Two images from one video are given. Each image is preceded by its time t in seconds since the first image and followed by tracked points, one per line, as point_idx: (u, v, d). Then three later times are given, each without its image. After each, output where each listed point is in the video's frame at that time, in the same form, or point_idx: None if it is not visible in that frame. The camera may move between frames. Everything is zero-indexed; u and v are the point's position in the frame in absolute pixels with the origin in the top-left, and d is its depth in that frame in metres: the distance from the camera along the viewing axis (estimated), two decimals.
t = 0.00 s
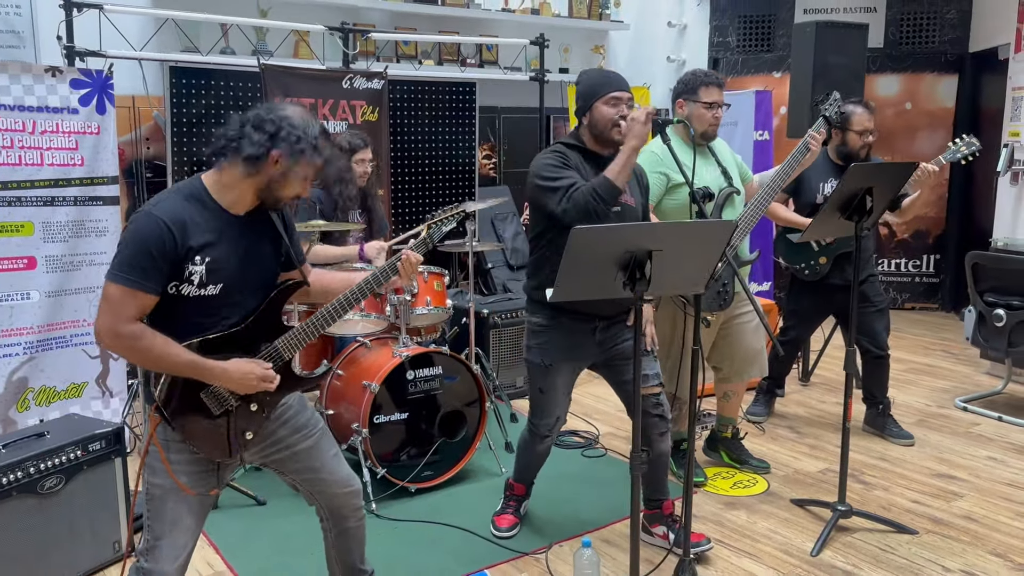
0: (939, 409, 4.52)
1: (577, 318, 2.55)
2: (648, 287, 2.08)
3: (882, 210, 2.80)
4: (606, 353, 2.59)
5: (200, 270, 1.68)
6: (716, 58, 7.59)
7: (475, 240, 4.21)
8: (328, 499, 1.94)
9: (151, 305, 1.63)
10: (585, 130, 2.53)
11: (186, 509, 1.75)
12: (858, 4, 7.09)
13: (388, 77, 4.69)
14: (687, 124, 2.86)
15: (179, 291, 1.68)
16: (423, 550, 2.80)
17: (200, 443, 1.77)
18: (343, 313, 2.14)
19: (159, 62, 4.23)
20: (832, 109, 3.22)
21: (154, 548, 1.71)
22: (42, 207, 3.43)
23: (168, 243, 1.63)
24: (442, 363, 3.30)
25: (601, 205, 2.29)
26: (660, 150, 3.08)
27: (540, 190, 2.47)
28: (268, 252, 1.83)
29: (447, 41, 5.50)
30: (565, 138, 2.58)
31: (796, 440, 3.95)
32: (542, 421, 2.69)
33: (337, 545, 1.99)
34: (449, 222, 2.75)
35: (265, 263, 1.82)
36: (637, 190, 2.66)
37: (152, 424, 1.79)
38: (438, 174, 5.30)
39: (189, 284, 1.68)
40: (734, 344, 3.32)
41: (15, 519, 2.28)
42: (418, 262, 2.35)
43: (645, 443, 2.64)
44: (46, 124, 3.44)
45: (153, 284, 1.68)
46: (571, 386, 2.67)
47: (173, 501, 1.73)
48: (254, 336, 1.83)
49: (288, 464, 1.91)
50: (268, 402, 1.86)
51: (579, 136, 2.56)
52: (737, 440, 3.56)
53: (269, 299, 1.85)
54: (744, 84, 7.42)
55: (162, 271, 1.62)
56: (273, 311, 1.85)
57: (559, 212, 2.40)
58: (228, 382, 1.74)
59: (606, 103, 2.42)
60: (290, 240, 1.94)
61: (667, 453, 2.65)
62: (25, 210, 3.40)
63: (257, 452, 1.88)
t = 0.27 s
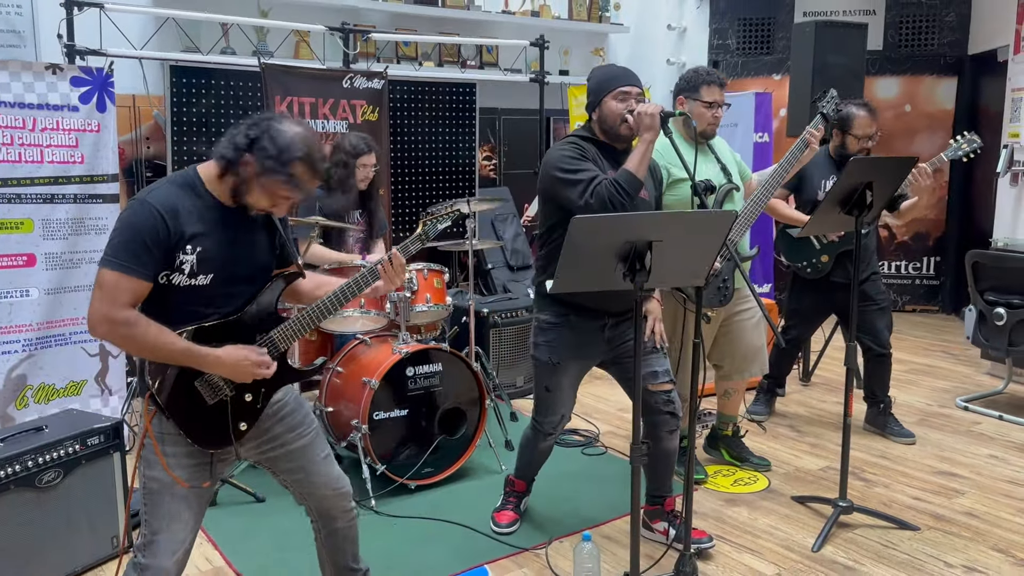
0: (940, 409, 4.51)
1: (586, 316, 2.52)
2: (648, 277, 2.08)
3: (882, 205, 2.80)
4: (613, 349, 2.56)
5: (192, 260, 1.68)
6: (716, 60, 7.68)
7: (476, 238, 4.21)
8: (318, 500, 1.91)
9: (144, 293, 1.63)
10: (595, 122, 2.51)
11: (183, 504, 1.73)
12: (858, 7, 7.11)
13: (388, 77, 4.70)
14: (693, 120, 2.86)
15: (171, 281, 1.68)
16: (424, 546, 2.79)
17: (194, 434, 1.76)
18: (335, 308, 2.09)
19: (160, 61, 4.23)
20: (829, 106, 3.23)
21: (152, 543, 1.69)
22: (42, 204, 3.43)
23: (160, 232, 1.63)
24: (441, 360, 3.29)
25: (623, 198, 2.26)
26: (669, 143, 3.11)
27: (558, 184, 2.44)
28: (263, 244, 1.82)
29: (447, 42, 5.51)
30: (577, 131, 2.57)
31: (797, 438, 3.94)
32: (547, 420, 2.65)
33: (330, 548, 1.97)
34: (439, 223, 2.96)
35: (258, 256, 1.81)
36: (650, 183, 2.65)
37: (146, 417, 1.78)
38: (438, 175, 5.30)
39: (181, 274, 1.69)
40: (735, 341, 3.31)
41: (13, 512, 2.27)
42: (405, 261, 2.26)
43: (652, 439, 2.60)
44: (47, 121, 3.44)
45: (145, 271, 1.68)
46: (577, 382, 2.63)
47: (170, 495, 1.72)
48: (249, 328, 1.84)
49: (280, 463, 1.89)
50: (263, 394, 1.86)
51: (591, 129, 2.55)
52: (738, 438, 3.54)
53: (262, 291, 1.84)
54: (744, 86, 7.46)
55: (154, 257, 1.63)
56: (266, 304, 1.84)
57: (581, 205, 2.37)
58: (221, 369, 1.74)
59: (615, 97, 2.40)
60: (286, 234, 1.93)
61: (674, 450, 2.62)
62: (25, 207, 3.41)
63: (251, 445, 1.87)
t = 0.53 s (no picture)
0: (942, 408, 4.49)
1: (587, 308, 2.51)
2: (649, 267, 2.07)
3: (883, 199, 2.79)
4: (615, 343, 2.54)
5: (191, 239, 1.70)
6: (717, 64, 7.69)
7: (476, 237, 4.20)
8: (325, 480, 1.92)
9: (141, 272, 1.64)
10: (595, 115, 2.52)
11: (178, 486, 1.73)
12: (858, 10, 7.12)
13: (389, 77, 4.70)
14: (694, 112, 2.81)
15: (170, 259, 1.70)
16: (424, 542, 2.77)
17: (189, 417, 1.75)
18: (338, 295, 2.11)
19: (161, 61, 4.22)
20: (828, 102, 3.24)
21: (147, 524, 1.68)
22: (42, 201, 3.43)
23: (159, 209, 1.65)
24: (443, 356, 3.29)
25: (626, 191, 2.26)
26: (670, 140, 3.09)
27: (558, 178, 2.44)
28: (263, 227, 1.83)
29: (447, 44, 5.51)
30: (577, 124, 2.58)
31: (798, 437, 3.92)
32: (547, 411, 2.64)
33: (337, 529, 1.98)
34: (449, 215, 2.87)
35: (259, 239, 1.82)
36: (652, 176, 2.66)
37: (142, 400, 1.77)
38: (438, 176, 5.30)
39: (180, 253, 1.70)
40: (735, 338, 3.31)
41: (11, 505, 2.26)
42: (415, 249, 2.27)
43: (653, 435, 2.59)
44: (47, 119, 3.44)
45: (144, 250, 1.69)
46: (579, 376, 2.62)
47: (165, 478, 1.71)
48: (247, 313, 1.83)
49: (282, 445, 1.90)
50: (258, 378, 1.85)
51: (591, 121, 2.55)
52: (739, 435, 3.53)
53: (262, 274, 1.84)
54: (744, 89, 7.46)
55: (151, 235, 1.63)
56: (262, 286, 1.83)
57: (583, 198, 2.37)
58: (215, 349, 1.73)
59: (615, 88, 2.40)
60: (289, 218, 1.94)
61: (677, 446, 2.60)
62: (26, 204, 3.41)
63: (251, 429, 1.86)
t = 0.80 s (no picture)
0: (943, 409, 4.48)
1: (587, 302, 2.51)
2: (648, 259, 2.06)
3: (882, 194, 2.79)
4: (614, 337, 2.54)
5: (189, 236, 1.67)
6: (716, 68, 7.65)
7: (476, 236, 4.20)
8: (318, 478, 1.90)
9: (143, 269, 1.63)
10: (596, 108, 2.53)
11: (178, 476, 1.72)
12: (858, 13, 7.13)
13: (389, 78, 4.71)
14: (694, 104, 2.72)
15: (168, 256, 1.68)
16: (423, 538, 2.76)
17: (193, 409, 1.75)
18: (340, 284, 2.10)
19: (162, 60, 4.23)
20: (828, 97, 3.30)
21: (146, 515, 1.67)
22: (42, 199, 3.43)
23: (156, 207, 1.62)
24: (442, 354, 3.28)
25: (624, 184, 2.25)
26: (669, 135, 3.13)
27: (557, 170, 2.45)
28: (263, 221, 1.80)
29: (448, 45, 5.52)
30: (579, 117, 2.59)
31: (799, 437, 3.91)
32: (546, 404, 2.63)
33: (329, 528, 1.96)
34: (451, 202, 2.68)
35: (258, 233, 1.80)
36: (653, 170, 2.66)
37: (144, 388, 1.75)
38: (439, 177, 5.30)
39: (177, 249, 1.68)
40: (736, 336, 3.30)
41: (9, 499, 2.25)
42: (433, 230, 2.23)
43: (652, 430, 2.58)
44: (48, 117, 3.45)
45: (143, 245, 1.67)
46: (578, 370, 2.62)
47: (165, 467, 1.70)
48: (248, 306, 1.83)
49: (281, 439, 1.89)
50: (262, 371, 1.86)
51: (593, 115, 2.56)
52: (740, 434, 3.52)
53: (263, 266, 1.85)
54: (744, 93, 7.47)
55: (153, 234, 1.62)
56: (266, 279, 1.84)
57: (580, 189, 2.37)
58: (219, 347, 1.73)
59: (616, 80, 2.41)
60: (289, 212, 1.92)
61: (676, 441, 2.59)
62: (25, 202, 3.41)
63: (250, 422, 1.86)
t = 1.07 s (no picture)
0: (945, 412, 4.46)
1: (592, 292, 2.51)
2: (646, 255, 2.05)
3: (882, 193, 2.78)
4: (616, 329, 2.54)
5: (188, 221, 1.69)
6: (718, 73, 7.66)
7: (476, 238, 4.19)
8: (318, 468, 1.90)
9: (139, 259, 1.63)
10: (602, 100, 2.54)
11: (175, 469, 1.72)
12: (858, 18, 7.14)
13: (389, 81, 4.72)
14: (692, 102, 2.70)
15: (169, 243, 1.69)
16: (421, 538, 2.75)
17: (190, 399, 1.75)
18: (334, 273, 2.08)
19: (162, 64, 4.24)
20: (828, 98, 3.28)
21: (142, 507, 1.67)
22: (42, 200, 3.43)
23: (153, 194, 1.63)
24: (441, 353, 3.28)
25: (615, 179, 2.26)
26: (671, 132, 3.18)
27: (556, 160, 2.47)
28: (258, 202, 1.83)
29: (448, 49, 5.53)
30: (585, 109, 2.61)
31: (800, 439, 3.89)
32: (543, 394, 2.62)
33: (327, 520, 1.95)
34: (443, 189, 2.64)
35: (256, 214, 1.83)
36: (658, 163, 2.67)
37: (140, 380, 1.75)
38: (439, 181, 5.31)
39: (177, 235, 1.69)
40: (736, 335, 3.29)
41: (5, 497, 2.25)
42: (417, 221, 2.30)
43: (650, 429, 2.57)
44: (49, 118, 3.45)
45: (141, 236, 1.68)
46: (578, 364, 2.62)
47: (162, 459, 1.70)
48: (243, 294, 1.82)
49: (277, 430, 1.89)
50: (259, 360, 1.85)
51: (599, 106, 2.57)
52: (740, 435, 3.51)
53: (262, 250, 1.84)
54: (745, 98, 7.47)
55: (148, 223, 1.62)
56: (263, 263, 1.84)
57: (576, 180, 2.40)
58: (215, 335, 1.72)
59: (618, 73, 2.42)
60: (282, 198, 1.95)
61: (672, 439, 2.59)
62: (26, 202, 3.41)
63: (247, 412, 1.85)
